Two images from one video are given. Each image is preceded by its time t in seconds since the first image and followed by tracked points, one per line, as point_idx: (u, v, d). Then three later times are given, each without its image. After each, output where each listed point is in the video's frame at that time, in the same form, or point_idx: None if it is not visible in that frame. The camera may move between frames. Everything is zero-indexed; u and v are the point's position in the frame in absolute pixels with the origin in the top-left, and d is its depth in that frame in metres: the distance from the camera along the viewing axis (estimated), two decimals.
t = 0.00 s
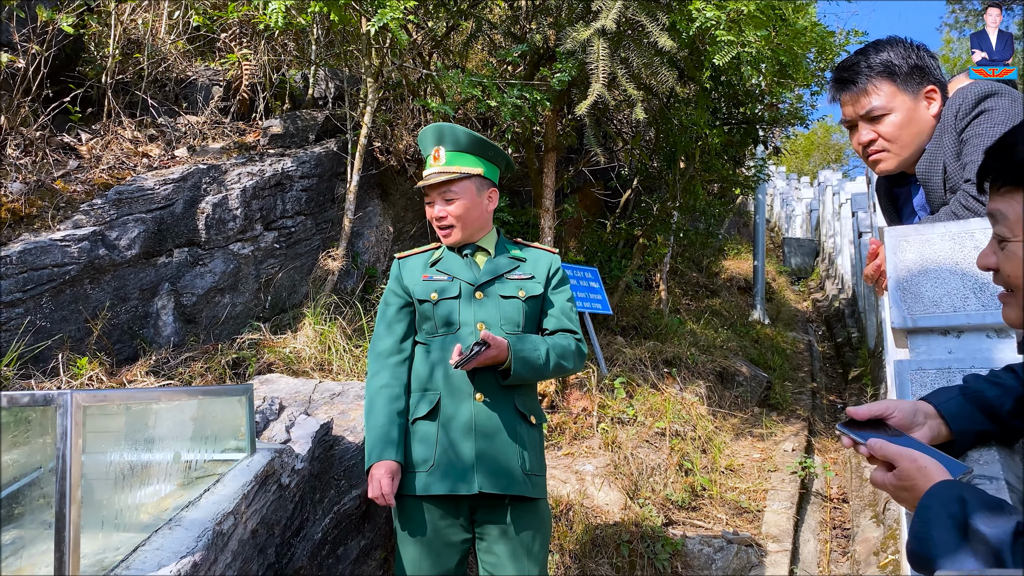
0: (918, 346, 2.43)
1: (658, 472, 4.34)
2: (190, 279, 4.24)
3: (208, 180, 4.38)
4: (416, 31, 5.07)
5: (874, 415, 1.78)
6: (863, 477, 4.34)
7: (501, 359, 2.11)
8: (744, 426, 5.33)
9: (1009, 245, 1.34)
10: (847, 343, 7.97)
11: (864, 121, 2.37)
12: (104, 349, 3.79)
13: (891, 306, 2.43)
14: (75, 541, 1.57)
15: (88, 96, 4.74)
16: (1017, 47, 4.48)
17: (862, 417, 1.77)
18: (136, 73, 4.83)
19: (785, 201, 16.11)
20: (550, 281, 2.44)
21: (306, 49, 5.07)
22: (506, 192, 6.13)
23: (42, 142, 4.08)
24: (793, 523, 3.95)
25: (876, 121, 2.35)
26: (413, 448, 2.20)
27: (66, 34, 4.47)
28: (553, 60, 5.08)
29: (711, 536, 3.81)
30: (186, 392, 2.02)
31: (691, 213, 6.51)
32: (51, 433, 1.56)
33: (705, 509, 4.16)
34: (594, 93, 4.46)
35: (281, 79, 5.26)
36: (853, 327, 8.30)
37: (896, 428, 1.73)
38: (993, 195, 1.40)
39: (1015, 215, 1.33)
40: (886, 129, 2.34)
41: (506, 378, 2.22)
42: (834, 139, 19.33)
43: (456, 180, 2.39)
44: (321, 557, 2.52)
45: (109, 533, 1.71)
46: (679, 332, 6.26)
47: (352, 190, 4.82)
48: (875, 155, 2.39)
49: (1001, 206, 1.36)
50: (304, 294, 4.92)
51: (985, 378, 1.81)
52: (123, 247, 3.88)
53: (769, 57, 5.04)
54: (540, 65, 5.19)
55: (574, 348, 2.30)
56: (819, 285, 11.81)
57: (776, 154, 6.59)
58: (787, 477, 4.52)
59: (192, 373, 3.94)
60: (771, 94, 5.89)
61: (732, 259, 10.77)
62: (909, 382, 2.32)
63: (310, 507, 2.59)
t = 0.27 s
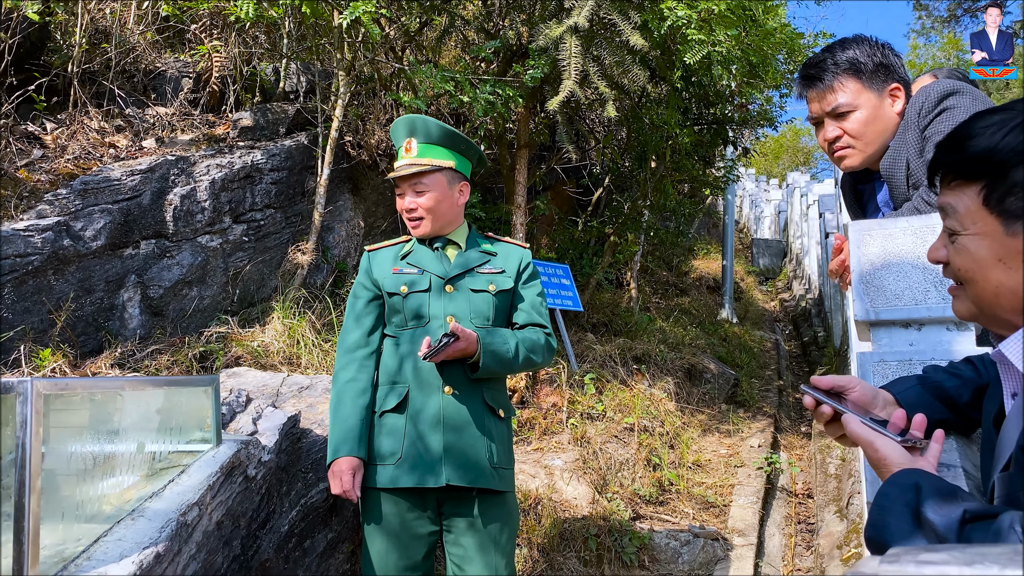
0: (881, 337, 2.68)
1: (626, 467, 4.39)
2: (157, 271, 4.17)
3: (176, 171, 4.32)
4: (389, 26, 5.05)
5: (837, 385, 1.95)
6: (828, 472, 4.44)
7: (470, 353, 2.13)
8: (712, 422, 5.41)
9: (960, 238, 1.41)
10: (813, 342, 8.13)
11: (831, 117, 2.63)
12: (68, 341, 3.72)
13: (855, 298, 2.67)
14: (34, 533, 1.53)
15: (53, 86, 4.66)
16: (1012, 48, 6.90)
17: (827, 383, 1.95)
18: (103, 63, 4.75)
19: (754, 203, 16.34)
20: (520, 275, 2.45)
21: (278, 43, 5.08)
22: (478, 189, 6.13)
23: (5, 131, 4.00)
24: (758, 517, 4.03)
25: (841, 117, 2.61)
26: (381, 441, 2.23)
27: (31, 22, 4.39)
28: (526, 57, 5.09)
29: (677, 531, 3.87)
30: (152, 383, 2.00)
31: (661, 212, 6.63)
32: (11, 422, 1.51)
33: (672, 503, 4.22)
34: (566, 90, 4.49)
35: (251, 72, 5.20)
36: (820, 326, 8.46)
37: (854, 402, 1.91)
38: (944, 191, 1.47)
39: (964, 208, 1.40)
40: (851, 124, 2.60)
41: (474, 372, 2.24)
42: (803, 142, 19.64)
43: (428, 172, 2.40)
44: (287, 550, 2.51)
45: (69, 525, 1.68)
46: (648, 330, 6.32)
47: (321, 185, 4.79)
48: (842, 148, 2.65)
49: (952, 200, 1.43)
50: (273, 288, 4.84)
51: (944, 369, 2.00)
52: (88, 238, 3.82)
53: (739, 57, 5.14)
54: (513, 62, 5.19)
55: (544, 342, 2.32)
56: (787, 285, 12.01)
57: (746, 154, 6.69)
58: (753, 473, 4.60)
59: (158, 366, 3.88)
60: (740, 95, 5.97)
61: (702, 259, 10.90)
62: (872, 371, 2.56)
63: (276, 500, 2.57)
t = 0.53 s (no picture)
0: (844, 333, 2.72)
1: (595, 463, 4.43)
2: (122, 264, 4.13)
3: (143, 163, 4.26)
4: (361, 20, 5.02)
5: (799, 376, 2.00)
6: (793, 469, 4.53)
7: (437, 347, 2.16)
8: (680, 420, 5.47)
9: (914, 234, 1.52)
10: (780, 342, 8.27)
11: (798, 116, 2.74)
12: (28, 334, 3.72)
13: (819, 294, 2.75)
14: None
15: (16, 75, 4.57)
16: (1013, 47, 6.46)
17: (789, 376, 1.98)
18: (67, 53, 4.66)
19: (723, 204, 16.54)
20: (489, 271, 2.47)
21: (247, 34, 4.90)
22: (449, 186, 6.12)
23: None
24: (724, 513, 4.09)
25: (808, 116, 2.72)
26: (348, 436, 2.24)
27: None
28: (498, 53, 5.09)
29: (644, 527, 3.92)
30: (113, 375, 1.96)
31: (631, 211, 6.69)
32: None
33: (640, 500, 4.26)
34: (538, 87, 4.52)
35: (220, 64, 5.12)
36: (787, 326, 8.60)
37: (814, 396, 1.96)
38: (900, 188, 1.57)
39: (918, 204, 1.50)
40: (817, 123, 2.71)
41: (442, 366, 2.26)
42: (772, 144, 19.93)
43: (394, 167, 2.40)
44: (253, 546, 2.48)
45: (29, 518, 1.63)
46: (618, 328, 6.36)
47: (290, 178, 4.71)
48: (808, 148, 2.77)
49: (906, 197, 1.53)
50: (241, 283, 4.76)
51: (900, 364, 2.06)
52: (51, 230, 3.79)
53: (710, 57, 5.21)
54: (485, 58, 5.17)
55: (512, 337, 2.34)
56: (755, 285, 12.18)
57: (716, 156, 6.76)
58: (720, 470, 4.67)
59: (122, 360, 3.90)
60: (710, 96, 6.04)
61: (672, 259, 11.01)
62: (835, 367, 2.70)
63: (242, 495, 2.55)
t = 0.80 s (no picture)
0: (814, 330, 2.79)
1: (566, 460, 4.47)
2: (92, 257, 4.09)
3: (113, 155, 4.21)
4: (335, 14, 4.94)
5: (778, 375, 2.03)
6: (761, 466, 4.62)
7: (412, 341, 2.16)
8: (650, 417, 5.53)
9: (884, 233, 1.57)
10: (748, 342, 8.40)
11: (771, 119, 2.79)
12: None
13: (790, 292, 2.79)
14: None
15: None
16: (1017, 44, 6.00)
17: (768, 373, 2.02)
18: (35, 42, 4.59)
19: (694, 205, 16.73)
20: (464, 266, 2.47)
21: (220, 27, 4.81)
22: (422, 183, 6.10)
23: None
24: (693, 510, 4.15)
25: (783, 120, 2.77)
26: (322, 431, 2.24)
27: None
28: (473, 51, 5.09)
29: (615, 523, 3.96)
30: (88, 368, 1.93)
31: (604, 210, 6.75)
32: None
33: (610, 496, 4.31)
34: (512, 86, 4.53)
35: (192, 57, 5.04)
36: (755, 326, 8.74)
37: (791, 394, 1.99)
38: (869, 189, 1.61)
39: (888, 204, 1.55)
40: (791, 127, 2.76)
41: (417, 361, 2.27)
42: (742, 146, 20.18)
43: (368, 161, 2.40)
44: (225, 541, 2.46)
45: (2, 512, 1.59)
46: (590, 326, 6.40)
47: (263, 172, 4.62)
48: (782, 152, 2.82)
49: (876, 197, 1.58)
50: (211, 278, 4.69)
51: (867, 360, 2.12)
52: (18, 222, 3.78)
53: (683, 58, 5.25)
54: (460, 56, 5.19)
55: (487, 332, 2.34)
56: (724, 286, 12.35)
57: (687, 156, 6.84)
58: (689, 467, 4.74)
59: (91, 354, 3.81)
60: (683, 97, 6.11)
61: (644, 258, 11.10)
62: (806, 362, 2.77)
63: (214, 490, 2.53)
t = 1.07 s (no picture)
0: (788, 333, 2.84)
1: (539, 460, 4.50)
2: (61, 254, 3.98)
3: (84, 150, 4.10)
4: (310, 10, 4.86)
5: (759, 376, 2.05)
6: (730, 465, 4.70)
7: (388, 342, 2.15)
8: (622, 417, 5.57)
9: (863, 240, 1.61)
10: (717, 342, 8.53)
11: (748, 126, 2.85)
12: None
13: (766, 295, 2.84)
14: None
15: None
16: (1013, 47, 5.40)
17: (750, 374, 2.05)
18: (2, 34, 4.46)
19: (665, 205, 16.88)
20: (441, 267, 2.47)
21: (193, 21, 4.71)
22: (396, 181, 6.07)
23: None
24: (665, 509, 4.19)
25: (758, 127, 2.82)
26: (297, 430, 2.22)
27: None
28: (449, 50, 5.07)
29: (588, 521, 4.00)
30: (65, 366, 1.89)
31: (577, 210, 6.78)
32: None
33: (583, 495, 4.34)
34: (488, 86, 4.53)
35: (165, 52, 4.95)
36: (725, 326, 8.86)
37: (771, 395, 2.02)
38: (849, 197, 1.66)
39: (867, 212, 1.60)
40: (767, 134, 2.82)
41: (394, 361, 2.25)
42: (712, 148, 20.40)
43: (345, 160, 2.39)
44: (199, 541, 2.45)
45: None
46: (563, 326, 6.43)
47: (236, 168, 4.52)
48: (758, 157, 2.88)
49: (855, 205, 1.63)
50: (183, 275, 4.64)
51: (840, 362, 2.15)
52: None
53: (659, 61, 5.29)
54: (435, 55, 5.19)
55: (464, 332, 2.34)
56: (694, 286, 12.48)
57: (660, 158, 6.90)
58: (661, 465, 4.79)
59: (61, 352, 3.74)
60: (656, 99, 6.15)
61: (615, 258, 11.17)
62: (779, 365, 2.79)
63: (189, 489, 2.50)
